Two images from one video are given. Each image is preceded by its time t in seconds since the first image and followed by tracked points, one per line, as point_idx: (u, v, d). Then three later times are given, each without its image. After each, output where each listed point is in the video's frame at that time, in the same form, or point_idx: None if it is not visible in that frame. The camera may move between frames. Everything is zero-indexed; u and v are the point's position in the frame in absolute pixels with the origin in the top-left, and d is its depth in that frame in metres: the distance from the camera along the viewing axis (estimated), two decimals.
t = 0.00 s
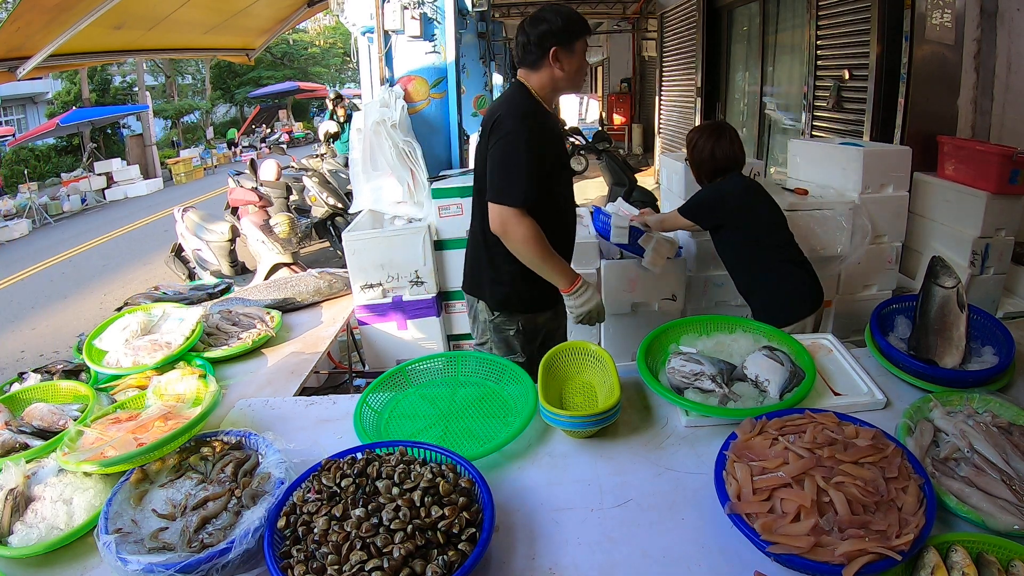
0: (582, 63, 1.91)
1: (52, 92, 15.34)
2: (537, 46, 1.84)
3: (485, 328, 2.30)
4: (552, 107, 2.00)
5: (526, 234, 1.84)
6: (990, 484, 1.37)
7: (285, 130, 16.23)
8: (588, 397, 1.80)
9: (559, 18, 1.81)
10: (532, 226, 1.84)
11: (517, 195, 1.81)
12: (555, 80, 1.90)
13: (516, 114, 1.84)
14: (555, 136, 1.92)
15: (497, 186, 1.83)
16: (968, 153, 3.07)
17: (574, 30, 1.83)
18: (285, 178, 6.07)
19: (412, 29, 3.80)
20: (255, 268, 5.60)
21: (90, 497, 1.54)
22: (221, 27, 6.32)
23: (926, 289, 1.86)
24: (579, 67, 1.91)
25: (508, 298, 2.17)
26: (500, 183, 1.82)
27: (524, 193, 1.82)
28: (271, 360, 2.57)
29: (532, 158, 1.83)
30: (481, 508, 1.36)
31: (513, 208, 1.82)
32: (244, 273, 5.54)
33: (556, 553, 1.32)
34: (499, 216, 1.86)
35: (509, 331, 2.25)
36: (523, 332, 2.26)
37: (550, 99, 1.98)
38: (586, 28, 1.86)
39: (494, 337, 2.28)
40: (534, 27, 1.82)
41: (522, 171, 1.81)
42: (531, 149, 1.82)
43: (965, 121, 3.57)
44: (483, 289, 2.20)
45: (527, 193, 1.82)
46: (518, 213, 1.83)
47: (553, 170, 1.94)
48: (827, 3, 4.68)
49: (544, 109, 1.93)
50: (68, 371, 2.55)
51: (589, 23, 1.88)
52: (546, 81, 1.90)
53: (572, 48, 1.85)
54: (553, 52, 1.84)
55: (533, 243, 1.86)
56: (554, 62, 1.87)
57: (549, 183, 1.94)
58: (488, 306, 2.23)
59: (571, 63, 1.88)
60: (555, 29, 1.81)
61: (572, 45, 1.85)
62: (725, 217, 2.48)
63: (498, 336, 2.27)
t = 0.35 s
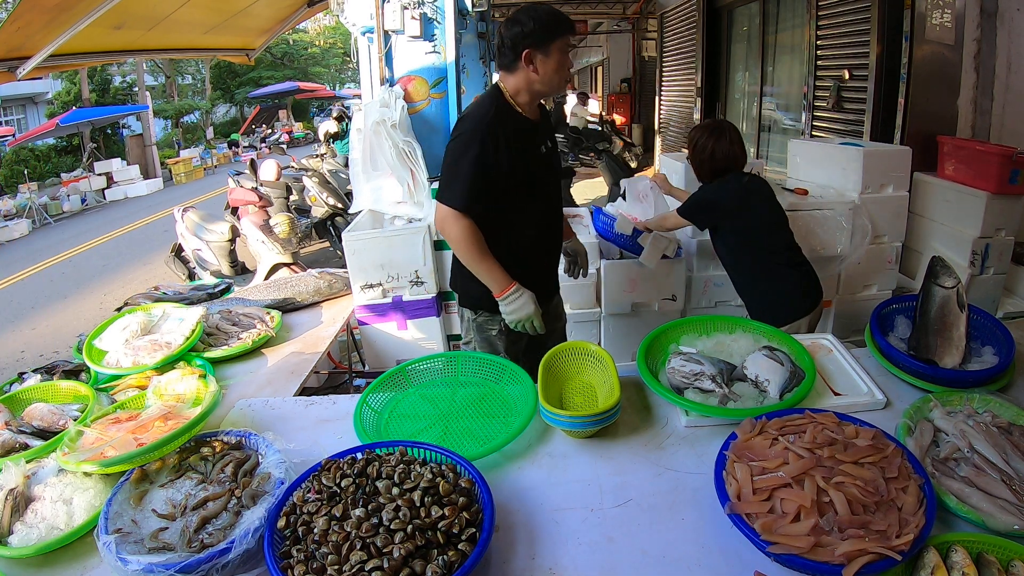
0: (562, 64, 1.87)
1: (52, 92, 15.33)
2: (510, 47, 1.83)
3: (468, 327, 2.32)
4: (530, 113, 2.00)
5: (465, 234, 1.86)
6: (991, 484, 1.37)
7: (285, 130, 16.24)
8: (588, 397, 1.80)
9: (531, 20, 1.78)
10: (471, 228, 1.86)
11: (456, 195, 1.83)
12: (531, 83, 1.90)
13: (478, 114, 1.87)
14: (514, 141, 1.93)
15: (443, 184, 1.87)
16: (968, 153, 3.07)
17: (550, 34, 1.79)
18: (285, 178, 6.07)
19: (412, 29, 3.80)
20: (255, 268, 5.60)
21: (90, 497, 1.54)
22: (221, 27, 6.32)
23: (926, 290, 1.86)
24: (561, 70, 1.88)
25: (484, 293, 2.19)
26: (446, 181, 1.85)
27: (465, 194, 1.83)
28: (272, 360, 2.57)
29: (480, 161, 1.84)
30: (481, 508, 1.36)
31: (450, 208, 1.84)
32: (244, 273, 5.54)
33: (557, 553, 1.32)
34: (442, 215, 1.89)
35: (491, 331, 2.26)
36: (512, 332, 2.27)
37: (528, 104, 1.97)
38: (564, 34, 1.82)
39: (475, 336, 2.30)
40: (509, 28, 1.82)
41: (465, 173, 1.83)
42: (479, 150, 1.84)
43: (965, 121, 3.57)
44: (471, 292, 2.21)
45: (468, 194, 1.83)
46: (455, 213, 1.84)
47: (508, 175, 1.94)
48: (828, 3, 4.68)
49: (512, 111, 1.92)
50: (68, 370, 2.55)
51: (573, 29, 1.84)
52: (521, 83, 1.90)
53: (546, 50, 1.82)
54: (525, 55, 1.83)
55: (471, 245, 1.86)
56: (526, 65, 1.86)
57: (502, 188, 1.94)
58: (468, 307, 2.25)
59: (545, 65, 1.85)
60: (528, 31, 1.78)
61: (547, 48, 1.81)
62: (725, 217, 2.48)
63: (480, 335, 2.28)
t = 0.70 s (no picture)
0: (541, 66, 1.86)
1: (52, 92, 15.33)
2: (488, 50, 1.85)
3: (459, 327, 2.34)
4: (513, 113, 2.01)
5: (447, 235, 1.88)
6: (990, 484, 1.37)
7: (285, 130, 16.25)
8: (588, 398, 1.80)
9: (507, 23, 1.78)
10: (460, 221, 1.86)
11: (439, 196, 1.86)
12: (512, 86, 1.90)
13: (459, 117, 1.89)
14: (497, 141, 1.94)
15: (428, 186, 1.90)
16: (968, 153, 3.07)
17: (529, 36, 1.79)
18: (285, 178, 6.07)
19: (412, 29, 3.80)
20: (255, 268, 5.60)
21: (90, 497, 1.54)
22: (221, 27, 6.32)
23: (926, 289, 1.86)
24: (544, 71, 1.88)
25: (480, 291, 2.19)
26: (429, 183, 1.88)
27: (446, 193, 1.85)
28: (272, 360, 2.57)
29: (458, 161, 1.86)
30: (481, 508, 1.36)
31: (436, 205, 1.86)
32: (244, 273, 5.54)
33: (557, 553, 1.32)
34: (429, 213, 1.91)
35: (480, 331, 2.27)
36: (501, 333, 2.28)
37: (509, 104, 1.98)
38: (543, 35, 1.81)
39: (465, 335, 2.31)
40: (487, 31, 1.83)
41: (447, 172, 1.85)
42: (460, 152, 1.86)
43: (965, 121, 3.57)
44: (470, 292, 2.21)
45: (450, 195, 1.85)
46: (439, 214, 1.87)
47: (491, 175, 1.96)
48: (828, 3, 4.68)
49: (491, 113, 1.94)
50: (68, 370, 2.55)
51: (554, 30, 1.84)
52: (501, 86, 1.91)
53: (523, 53, 1.82)
54: (503, 58, 1.84)
55: (456, 246, 1.88)
56: (505, 68, 1.87)
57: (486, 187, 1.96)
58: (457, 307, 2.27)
59: (523, 68, 1.85)
60: (504, 34, 1.79)
61: (525, 50, 1.82)
62: (725, 216, 2.48)
63: (469, 334, 2.29)
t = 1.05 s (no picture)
0: (553, 65, 1.86)
1: (52, 92, 15.33)
2: (499, 50, 1.86)
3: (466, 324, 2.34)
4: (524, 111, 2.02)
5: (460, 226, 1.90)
6: (990, 484, 1.37)
7: (285, 130, 16.26)
8: (588, 398, 1.80)
9: (517, 22, 1.79)
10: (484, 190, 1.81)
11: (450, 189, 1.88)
12: (523, 83, 1.92)
13: (471, 112, 1.90)
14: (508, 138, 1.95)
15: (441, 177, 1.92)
16: (968, 153, 3.07)
17: (539, 34, 1.79)
18: (285, 178, 6.08)
19: (412, 29, 3.80)
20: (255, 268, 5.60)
21: (90, 497, 1.54)
22: (221, 27, 6.32)
23: (926, 289, 1.86)
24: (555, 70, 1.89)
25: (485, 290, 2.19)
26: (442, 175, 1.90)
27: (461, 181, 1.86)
28: (272, 360, 2.57)
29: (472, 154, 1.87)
30: (481, 508, 1.36)
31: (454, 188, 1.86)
32: (244, 273, 5.54)
33: (557, 553, 1.32)
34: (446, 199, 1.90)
35: (487, 329, 2.27)
36: (506, 332, 2.28)
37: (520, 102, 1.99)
38: (553, 34, 1.82)
39: (472, 333, 2.31)
40: (500, 31, 1.84)
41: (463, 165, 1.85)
42: (471, 147, 1.87)
43: (965, 121, 3.58)
44: (469, 292, 2.21)
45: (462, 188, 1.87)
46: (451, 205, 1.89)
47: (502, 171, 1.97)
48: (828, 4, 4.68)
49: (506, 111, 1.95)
50: (68, 370, 2.55)
51: (564, 29, 1.84)
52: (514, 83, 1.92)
53: (534, 51, 1.82)
54: (514, 56, 1.85)
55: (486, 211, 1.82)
56: (517, 66, 1.87)
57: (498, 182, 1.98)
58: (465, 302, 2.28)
59: (534, 66, 1.85)
60: (515, 34, 1.80)
61: (535, 48, 1.82)
62: (725, 216, 2.48)
63: (475, 333, 2.29)
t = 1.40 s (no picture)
0: (580, 61, 1.88)
1: (52, 92, 15.33)
2: (527, 48, 1.87)
3: (485, 320, 2.32)
4: (551, 109, 2.02)
5: (497, 219, 1.90)
6: (990, 485, 1.37)
7: (285, 130, 16.27)
8: (588, 398, 1.80)
9: (545, 20, 1.81)
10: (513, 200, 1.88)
11: (490, 182, 1.87)
12: (550, 80, 1.92)
13: (503, 108, 1.90)
14: (539, 134, 1.96)
15: (474, 171, 1.91)
16: (968, 153, 3.07)
17: (566, 32, 1.82)
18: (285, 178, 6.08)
19: (412, 29, 3.80)
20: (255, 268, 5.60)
21: (90, 497, 1.54)
22: (221, 27, 6.32)
23: (926, 289, 1.86)
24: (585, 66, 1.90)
25: (502, 289, 2.19)
26: (476, 169, 1.89)
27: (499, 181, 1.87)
28: (272, 360, 2.57)
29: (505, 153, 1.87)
30: (481, 508, 1.36)
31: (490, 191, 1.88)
32: (244, 273, 5.54)
33: (557, 553, 1.32)
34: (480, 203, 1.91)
35: (508, 324, 2.26)
36: (528, 327, 2.27)
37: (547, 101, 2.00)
38: (580, 32, 1.84)
39: (491, 328, 2.30)
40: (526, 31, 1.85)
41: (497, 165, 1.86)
42: (503, 142, 1.87)
43: (965, 121, 3.58)
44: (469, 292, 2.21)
45: (498, 183, 1.87)
46: (488, 197, 1.88)
47: (532, 167, 1.97)
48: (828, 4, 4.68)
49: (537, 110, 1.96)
50: (68, 370, 2.55)
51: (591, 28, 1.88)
52: (542, 81, 1.93)
53: (563, 48, 1.84)
54: (543, 54, 1.86)
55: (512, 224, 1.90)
56: (545, 63, 1.88)
57: (527, 177, 1.98)
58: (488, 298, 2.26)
59: (563, 62, 1.87)
60: (544, 31, 1.82)
61: (564, 45, 1.84)
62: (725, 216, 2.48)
63: (496, 328, 2.29)
